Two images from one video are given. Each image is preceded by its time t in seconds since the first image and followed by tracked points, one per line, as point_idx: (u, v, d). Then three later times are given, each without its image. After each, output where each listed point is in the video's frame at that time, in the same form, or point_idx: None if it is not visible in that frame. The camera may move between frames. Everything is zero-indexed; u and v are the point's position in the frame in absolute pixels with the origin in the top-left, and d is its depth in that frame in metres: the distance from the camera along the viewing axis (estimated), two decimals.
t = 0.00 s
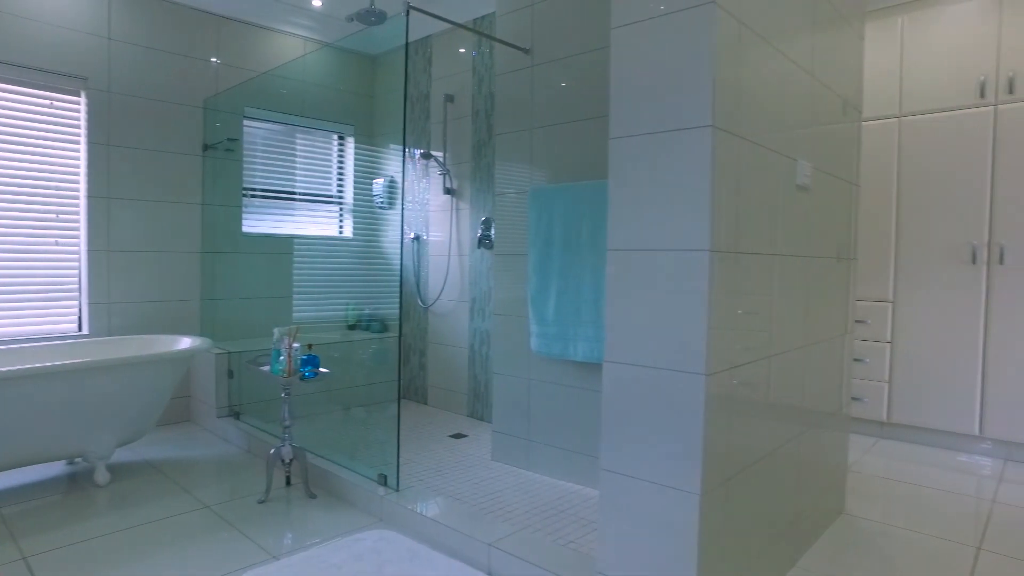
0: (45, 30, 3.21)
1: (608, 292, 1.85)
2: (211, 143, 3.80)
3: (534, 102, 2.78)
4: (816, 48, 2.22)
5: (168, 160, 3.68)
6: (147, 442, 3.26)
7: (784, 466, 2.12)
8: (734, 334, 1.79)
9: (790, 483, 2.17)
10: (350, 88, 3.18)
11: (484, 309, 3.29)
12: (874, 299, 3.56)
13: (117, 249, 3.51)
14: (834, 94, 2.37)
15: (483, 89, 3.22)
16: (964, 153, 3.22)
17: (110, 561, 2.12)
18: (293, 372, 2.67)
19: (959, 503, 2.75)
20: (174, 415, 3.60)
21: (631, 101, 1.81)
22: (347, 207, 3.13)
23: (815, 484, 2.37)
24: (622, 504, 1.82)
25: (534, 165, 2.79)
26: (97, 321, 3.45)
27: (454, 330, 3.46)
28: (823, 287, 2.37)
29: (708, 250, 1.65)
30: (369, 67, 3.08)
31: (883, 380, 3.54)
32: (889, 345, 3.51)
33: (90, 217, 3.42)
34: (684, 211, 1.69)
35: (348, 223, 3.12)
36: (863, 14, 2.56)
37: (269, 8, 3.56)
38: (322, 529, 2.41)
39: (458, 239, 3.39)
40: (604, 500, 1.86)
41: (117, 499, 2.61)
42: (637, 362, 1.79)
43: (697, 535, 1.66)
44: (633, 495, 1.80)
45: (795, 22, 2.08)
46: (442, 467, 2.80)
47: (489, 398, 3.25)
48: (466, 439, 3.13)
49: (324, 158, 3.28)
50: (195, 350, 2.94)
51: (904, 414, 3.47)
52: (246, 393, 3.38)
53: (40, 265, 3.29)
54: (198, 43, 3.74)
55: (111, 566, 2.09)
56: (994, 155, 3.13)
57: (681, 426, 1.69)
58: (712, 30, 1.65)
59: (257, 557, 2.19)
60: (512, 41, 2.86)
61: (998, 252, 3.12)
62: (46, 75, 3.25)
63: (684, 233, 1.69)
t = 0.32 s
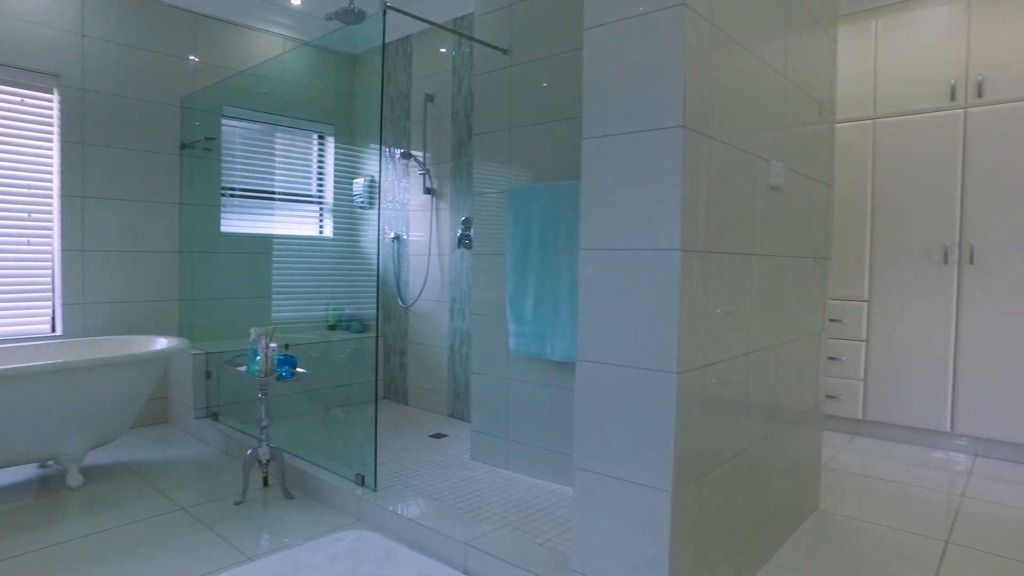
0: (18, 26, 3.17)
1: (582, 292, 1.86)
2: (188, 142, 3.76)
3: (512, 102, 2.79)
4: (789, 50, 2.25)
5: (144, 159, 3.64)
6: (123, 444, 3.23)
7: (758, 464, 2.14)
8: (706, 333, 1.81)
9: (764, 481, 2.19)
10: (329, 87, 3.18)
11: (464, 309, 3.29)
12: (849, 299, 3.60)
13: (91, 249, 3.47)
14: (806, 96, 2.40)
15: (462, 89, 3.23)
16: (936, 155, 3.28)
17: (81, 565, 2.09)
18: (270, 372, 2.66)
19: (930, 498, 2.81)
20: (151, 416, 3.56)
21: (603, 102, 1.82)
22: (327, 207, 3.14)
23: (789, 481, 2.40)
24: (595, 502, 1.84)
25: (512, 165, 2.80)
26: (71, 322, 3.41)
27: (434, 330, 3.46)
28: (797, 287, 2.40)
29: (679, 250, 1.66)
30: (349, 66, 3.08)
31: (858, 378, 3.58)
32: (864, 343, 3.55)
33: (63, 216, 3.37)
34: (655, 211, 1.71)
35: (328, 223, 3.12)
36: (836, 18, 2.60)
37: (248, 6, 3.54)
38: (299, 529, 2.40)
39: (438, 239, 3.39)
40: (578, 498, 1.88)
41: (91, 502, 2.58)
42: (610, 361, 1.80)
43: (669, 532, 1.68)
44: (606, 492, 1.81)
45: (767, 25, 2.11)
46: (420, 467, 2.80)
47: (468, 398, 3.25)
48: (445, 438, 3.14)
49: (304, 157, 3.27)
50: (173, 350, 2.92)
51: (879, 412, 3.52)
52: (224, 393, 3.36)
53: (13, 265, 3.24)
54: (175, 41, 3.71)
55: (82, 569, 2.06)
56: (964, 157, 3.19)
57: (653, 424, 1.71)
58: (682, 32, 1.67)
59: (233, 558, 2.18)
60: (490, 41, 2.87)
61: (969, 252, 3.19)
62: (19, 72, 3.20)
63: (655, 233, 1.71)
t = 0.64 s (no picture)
0: None
1: (556, 293, 1.87)
2: (165, 140, 3.73)
3: (491, 102, 2.80)
4: (762, 52, 2.28)
5: (119, 158, 3.60)
6: (98, 447, 3.19)
7: (732, 461, 2.17)
8: (679, 332, 1.82)
9: (738, 478, 2.22)
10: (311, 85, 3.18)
11: (443, 309, 3.29)
12: (825, 298, 3.64)
13: (65, 248, 3.43)
14: (780, 97, 2.42)
15: (442, 89, 3.23)
16: (909, 157, 3.33)
17: (51, 569, 2.06)
18: (247, 372, 2.64)
19: (901, 493, 2.86)
20: (127, 418, 3.53)
21: (576, 103, 1.83)
22: (307, 207, 3.14)
23: (763, 478, 2.43)
24: (570, 501, 1.84)
25: (491, 165, 2.80)
26: (44, 323, 3.36)
27: (414, 330, 3.46)
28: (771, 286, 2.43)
29: (651, 249, 1.68)
30: (329, 66, 3.08)
31: (834, 376, 3.63)
32: (840, 342, 3.59)
33: (35, 215, 3.32)
34: (628, 211, 1.72)
35: (309, 223, 3.13)
36: (809, 21, 2.64)
37: (225, 4, 3.52)
38: (276, 530, 2.39)
39: (418, 238, 3.39)
40: (553, 497, 1.88)
41: (63, 505, 2.55)
42: (584, 360, 1.81)
43: (641, 530, 1.69)
44: (580, 491, 1.82)
45: (740, 27, 2.13)
46: (399, 467, 2.80)
47: (448, 398, 3.25)
48: (425, 438, 3.14)
49: (283, 157, 3.27)
50: (149, 351, 2.90)
51: (854, 409, 3.56)
52: (202, 394, 3.33)
53: None
54: (152, 39, 3.68)
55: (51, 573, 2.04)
56: (936, 158, 3.25)
57: (625, 423, 1.72)
58: (654, 33, 1.68)
59: (207, 559, 2.16)
60: (469, 41, 2.87)
61: (940, 252, 3.25)
62: None
63: (627, 234, 1.72)
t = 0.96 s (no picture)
0: None
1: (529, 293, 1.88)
2: (139, 138, 3.68)
3: (469, 102, 2.80)
4: (734, 55, 2.30)
5: (92, 156, 3.55)
6: (69, 450, 3.15)
7: (705, 459, 2.19)
8: (651, 332, 1.84)
9: (711, 475, 2.24)
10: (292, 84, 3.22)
11: (422, 309, 3.29)
12: (801, 298, 3.69)
13: (36, 248, 3.37)
14: (753, 99, 2.45)
15: (420, 89, 3.23)
16: (882, 159, 3.39)
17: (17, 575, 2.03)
18: (222, 373, 2.62)
19: (874, 489, 2.91)
20: (101, 421, 3.49)
21: (548, 104, 1.84)
22: (285, 207, 3.16)
23: (737, 475, 2.46)
24: (543, 500, 1.85)
25: (468, 165, 2.81)
26: (14, 324, 3.31)
27: (393, 330, 3.46)
28: (743, 285, 2.46)
29: (622, 250, 1.69)
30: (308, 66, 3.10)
31: (810, 375, 3.67)
32: (815, 341, 3.64)
33: (5, 214, 3.26)
34: (599, 212, 1.73)
35: (287, 223, 3.16)
36: (782, 25, 2.67)
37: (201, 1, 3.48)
38: (250, 532, 2.38)
39: (396, 238, 3.39)
40: (526, 497, 1.89)
41: (32, 510, 2.51)
42: (556, 360, 1.82)
43: (612, 528, 1.70)
44: (552, 490, 1.83)
45: (712, 29, 2.15)
46: (376, 468, 2.79)
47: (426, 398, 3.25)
48: (404, 438, 3.14)
49: (261, 157, 3.30)
50: (121, 352, 2.86)
51: (829, 407, 3.61)
52: (177, 396, 3.31)
53: None
54: (126, 36, 3.63)
55: None
56: (908, 161, 3.31)
57: (597, 422, 1.73)
58: (624, 35, 1.69)
59: (179, 562, 2.14)
60: (447, 41, 2.87)
61: (912, 252, 3.30)
62: None
63: (599, 234, 1.73)
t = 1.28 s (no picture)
0: None
1: (500, 292, 1.89)
2: (110, 136, 3.63)
3: (444, 102, 2.80)
4: (706, 57, 2.32)
5: (62, 154, 3.49)
6: (38, 453, 3.09)
7: (677, 457, 2.21)
8: (621, 331, 1.85)
9: (683, 473, 2.26)
10: (265, 81, 3.19)
11: (398, 309, 3.28)
12: (775, 297, 3.73)
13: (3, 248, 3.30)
14: (725, 101, 2.48)
15: (397, 88, 3.22)
16: (854, 160, 3.44)
17: None
18: (193, 374, 2.59)
19: (845, 486, 2.96)
20: (71, 423, 3.43)
21: (519, 104, 1.85)
22: (261, 206, 3.14)
23: (709, 473, 2.48)
24: (515, 498, 1.86)
25: (444, 165, 2.80)
26: None
27: (369, 330, 3.44)
28: (715, 284, 2.48)
29: (592, 249, 1.70)
30: (283, 64, 3.08)
31: (785, 373, 3.72)
32: (789, 340, 3.69)
33: None
34: (570, 212, 1.74)
35: (263, 222, 3.13)
36: (754, 27, 2.70)
37: None
38: (222, 535, 2.35)
39: (373, 238, 3.38)
40: (497, 496, 1.90)
41: None
42: (527, 359, 1.83)
43: (581, 526, 1.71)
44: (523, 488, 1.84)
45: (684, 31, 2.17)
46: (353, 469, 2.77)
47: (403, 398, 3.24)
48: (381, 439, 3.13)
49: (236, 156, 3.29)
50: (90, 354, 2.81)
51: (802, 405, 3.67)
52: (150, 398, 3.27)
53: None
54: (97, 32, 3.58)
55: None
56: (879, 162, 3.36)
57: (566, 420, 1.74)
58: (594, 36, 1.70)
59: (148, 565, 2.12)
60: (422, 41, 2.87)
61: (883, 252, 3.36)
62: None
63: (568, 233, 1.74)
